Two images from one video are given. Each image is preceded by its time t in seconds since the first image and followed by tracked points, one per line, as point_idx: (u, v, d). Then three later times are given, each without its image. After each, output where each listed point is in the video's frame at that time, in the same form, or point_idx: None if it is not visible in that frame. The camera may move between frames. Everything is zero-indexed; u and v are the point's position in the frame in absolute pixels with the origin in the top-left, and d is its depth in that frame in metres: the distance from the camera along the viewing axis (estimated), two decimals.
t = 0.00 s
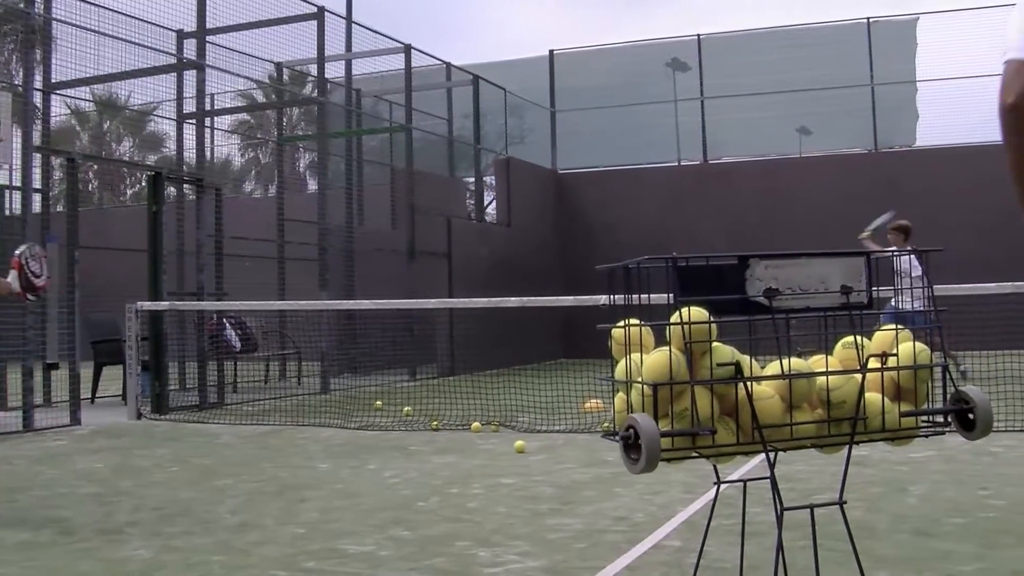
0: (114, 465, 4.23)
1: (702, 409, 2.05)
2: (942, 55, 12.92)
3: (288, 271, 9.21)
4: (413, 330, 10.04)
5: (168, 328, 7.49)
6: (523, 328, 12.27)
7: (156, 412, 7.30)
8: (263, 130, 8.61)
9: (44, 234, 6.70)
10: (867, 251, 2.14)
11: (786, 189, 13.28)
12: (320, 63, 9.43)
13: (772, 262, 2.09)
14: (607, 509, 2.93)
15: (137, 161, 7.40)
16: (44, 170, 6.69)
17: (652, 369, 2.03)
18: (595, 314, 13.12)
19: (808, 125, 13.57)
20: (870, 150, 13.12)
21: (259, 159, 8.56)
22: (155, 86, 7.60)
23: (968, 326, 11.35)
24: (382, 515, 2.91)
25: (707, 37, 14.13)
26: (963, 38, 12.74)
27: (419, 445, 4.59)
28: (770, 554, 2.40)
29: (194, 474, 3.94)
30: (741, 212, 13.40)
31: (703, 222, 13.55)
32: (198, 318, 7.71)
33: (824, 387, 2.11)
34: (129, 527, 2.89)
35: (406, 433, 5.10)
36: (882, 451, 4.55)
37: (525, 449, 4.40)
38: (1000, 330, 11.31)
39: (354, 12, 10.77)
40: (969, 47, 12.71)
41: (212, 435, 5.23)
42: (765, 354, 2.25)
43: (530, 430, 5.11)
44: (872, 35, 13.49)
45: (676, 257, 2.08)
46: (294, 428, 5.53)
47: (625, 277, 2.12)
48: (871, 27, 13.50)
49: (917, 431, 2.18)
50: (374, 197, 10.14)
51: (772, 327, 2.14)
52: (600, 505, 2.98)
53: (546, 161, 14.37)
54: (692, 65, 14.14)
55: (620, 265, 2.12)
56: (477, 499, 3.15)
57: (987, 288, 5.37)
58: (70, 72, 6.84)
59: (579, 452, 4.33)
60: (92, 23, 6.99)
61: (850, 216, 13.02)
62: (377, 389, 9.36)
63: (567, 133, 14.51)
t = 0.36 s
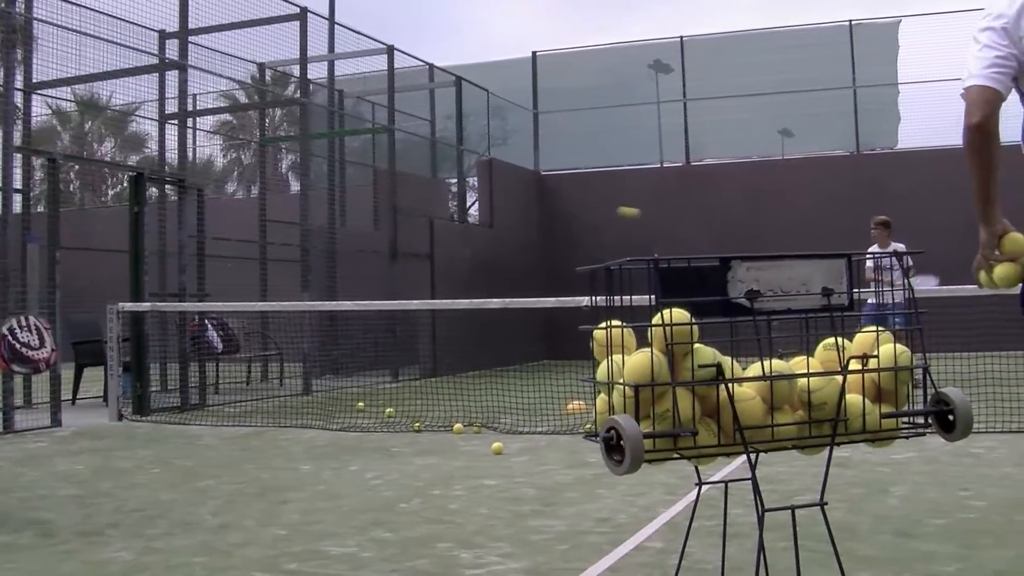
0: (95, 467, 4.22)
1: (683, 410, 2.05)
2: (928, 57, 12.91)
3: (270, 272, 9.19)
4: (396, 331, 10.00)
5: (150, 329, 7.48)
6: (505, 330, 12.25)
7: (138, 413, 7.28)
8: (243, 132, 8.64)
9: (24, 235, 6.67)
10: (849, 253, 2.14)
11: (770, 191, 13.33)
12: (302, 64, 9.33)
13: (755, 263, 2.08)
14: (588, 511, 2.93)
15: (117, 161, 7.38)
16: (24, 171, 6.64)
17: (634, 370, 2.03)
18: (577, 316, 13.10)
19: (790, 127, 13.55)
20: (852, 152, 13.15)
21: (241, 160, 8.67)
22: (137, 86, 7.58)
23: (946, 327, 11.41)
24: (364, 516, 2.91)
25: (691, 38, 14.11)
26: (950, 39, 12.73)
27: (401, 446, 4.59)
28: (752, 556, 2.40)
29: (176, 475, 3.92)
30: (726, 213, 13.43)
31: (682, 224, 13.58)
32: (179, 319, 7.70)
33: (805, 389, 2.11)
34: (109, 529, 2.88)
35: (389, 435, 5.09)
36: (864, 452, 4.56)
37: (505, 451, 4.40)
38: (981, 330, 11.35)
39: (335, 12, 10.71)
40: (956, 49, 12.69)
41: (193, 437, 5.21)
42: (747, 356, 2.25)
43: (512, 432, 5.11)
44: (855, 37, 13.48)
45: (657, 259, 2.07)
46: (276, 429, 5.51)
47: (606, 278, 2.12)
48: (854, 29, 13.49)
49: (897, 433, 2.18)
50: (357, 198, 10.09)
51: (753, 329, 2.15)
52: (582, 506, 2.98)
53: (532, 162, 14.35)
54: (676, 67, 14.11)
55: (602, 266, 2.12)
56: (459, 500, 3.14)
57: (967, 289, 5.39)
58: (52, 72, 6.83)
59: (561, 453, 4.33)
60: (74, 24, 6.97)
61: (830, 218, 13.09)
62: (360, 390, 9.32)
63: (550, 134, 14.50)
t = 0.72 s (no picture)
0: (76, 484, 4.20)
1: (664, 428, 2.06)
2: (911, 75, 12.93)
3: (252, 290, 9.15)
4: (378, 348, 9.98)
5: (132, 346, 7.52)
6: (488, 348, 12.21)
7: (120, 430, 7.25)
8: (225, 148, 8.65)
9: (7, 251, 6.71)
10: (829, 270, 2.14)
11: (753, 209, 13.38)
12: (285, 80, 9.27)
13: (735, 282, 2.09)
14: (570, 528, 2.93)
15: (100, 177, 7.36)
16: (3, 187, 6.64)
17: (615, 389, 2.03)
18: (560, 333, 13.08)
19: (773, 146, 13.61)
20: (832, 170, 13.26)
21: (224, 177, 8.68)
22: (119, 101, 7.59)
23: (930, 344, 11.44)
24: (345, 534, 2.90)
25: (673, 56, 14.07)
26: (931, 59, 12.83)
27: (383, 464, 4.58)
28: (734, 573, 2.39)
29: (157, 492, 3.90)
30: (708, 231, 13.45)
31: (666, 239, 13.61)
32: (160, 336, 7.71)
33: (786, 406, 2.12)
34: (89, 547, 2.86)
35: (369, 452, 5.08)
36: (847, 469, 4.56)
37: (486, 468, 4.38)
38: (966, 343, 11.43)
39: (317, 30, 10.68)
40: (939, 68, 12.80)
41: (174, 454, 5.18)
42: (728, 374, 2.26)
43: (494, 449, 5.10)
44: (837, 55, 13.49)
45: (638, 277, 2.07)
46: (258, 447, 5.49)
47: (588, 296, 2.12)
48: (836, 48, 13.49)
49: (878, 450, 2.19)
50: (339, 215, 10.03)
51: (734, 347, 2.15)
52: (563, 524, 2.98)
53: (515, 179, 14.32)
54: (659, 84, 14.10)
55: (583, 284, 2.12)
56: (440, 518, 3.14)
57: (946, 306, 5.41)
58: (32, 88, 6.91)
59: (543, 470, 4.32)
60: (55, 40, 7.08)
61: (813, 234, 13.15)
62: (342, 408, 9.25)
63: (533, 151, 14.47)
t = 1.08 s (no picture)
0: (52, 492, 4.17)
1: (642, 436, 2.05)
2: (888, 84, 13.04)
3: (230, 298, 9.13)
4: (356, 356, 10.02)
5: (109, 354, 7.37)
6: (467, 356, 12.22)
7: (96, 439, 7.10)
8: (203, 155, 8.55)
9: None
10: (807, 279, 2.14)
11: (730, 217, 13.34)
12: (265, 87, 9.22)
13: (712, 289, 2.09)
14: (548, 536, 2.93)
15: (77, 184, 7.28)
16: None
17: (593, 396, 2.03)
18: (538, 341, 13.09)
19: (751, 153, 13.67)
20: (810, 178, 13.24)
21: (202, 183, 8.61)
22: (97, 108, 7.51)
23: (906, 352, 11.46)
24: (323, 542, 2.89)
25: (652, 65, 14.13)
26: (907, 69, 12.94)
27: (361, 472, 4.57)
28: None
29: (133, 500, 3.89)
30: (686, 239, 13.41)
31: (648, 247, 13.55)
32: (138, 343, 7.62)
33: (764, 415, 2.12)
34: (65, 556, 2.84)
35: (348, 460, 5.07)
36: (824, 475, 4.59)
37: (464, 475, 4.39)
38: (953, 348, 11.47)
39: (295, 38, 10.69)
40: (913, 75, 12.90)
41: (151, 462, 5.16)
42: (706, 382, 2.25)
43: (473, 457, 5.09)
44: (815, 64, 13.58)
45: (617, 285, 2.07)
46: (235, 455, 5.48)
47: (567, 304, 2.12)
48: (814, 57, 13.59)
49: (856, 459, 2.19)
50: (318, 221, 9.99)
51: (713, 355, 2.15)
52: (542, 532, 2.98)
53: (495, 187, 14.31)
54: (638, 93, 14.15)
55: (561, 293, 2.12)
56: (420, 525, 3.14)
57: (921, 314, 5.45)
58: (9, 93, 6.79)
59: (522, 478, 4.32)
60: (32, 45, 6.99)
61: (796, 242, 13.16)
62: (320, 416, 9.25)
63: (512, 159, 14.45)
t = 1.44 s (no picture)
0: (23, 495, 4.14)
1: (614, 438, 2.05)
2: (865, 87, 13.10)
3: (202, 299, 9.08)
4: (328, 357, 10.02)
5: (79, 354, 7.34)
6: (441, 357, 12.22)
7: (66, 440, 7.05)
8: (177, 155, 8.51)
9: None
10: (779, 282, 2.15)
11: (704, 219, 13.37)
12: (237, 88, 9.22)
13: (684, 292, 2.10)
14: (520, 538, 2.93)
15: (47, 184, 7.22)
16: None
17: (565, 398, 2.03)
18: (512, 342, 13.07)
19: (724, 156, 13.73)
20: (784, 181, 13.30)
21: (174, 184, 8.56)
22: (69, 107, 7.47)
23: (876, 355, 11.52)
24: (294, 545, 2.88)
25: (625, 67, 14.18)
26: (880, 72, 13.03)
27: (332, 473, 4.56)
28: None
29: (104, 503, 3.86)
30: (659, 241, 13.41)
31: (623, 250, 13.53)
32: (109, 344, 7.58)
33: (735, 417, 2.12)
34: (34, 559, 2.82)
35: (320, 462, 5.06)
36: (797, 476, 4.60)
37: (436, 477, 4.38)
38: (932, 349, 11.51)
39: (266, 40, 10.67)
40: (885, 76, 13.01)
41: (122, 465, 5.13)
42: (678, 384, 2.26)
43: (444, 459, 5.09)
44: (787, 67, 13.66)
45: (588, 287, 2.07)
46: (207, 457, 5.45)
47: (538, 307, 2.12)
48: (787, 61, 13.69)
49: (827, 460, 2.19)
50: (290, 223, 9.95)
51: (684, 358, 2.15)
52: (514, 534, 2.98)
53: (468, 188, 14.29)
54: (611, 95, 14.24)
55: (533, 295, 2.12)
56: (391, 527, 3.13)
57: (888, 317, 5.47)
58: None
59: (493, 479, 4.32)
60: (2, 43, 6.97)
61: (769, 244, 13.19)
62: (292, 418, 9.21)
63: (487, 160, 14.43)
